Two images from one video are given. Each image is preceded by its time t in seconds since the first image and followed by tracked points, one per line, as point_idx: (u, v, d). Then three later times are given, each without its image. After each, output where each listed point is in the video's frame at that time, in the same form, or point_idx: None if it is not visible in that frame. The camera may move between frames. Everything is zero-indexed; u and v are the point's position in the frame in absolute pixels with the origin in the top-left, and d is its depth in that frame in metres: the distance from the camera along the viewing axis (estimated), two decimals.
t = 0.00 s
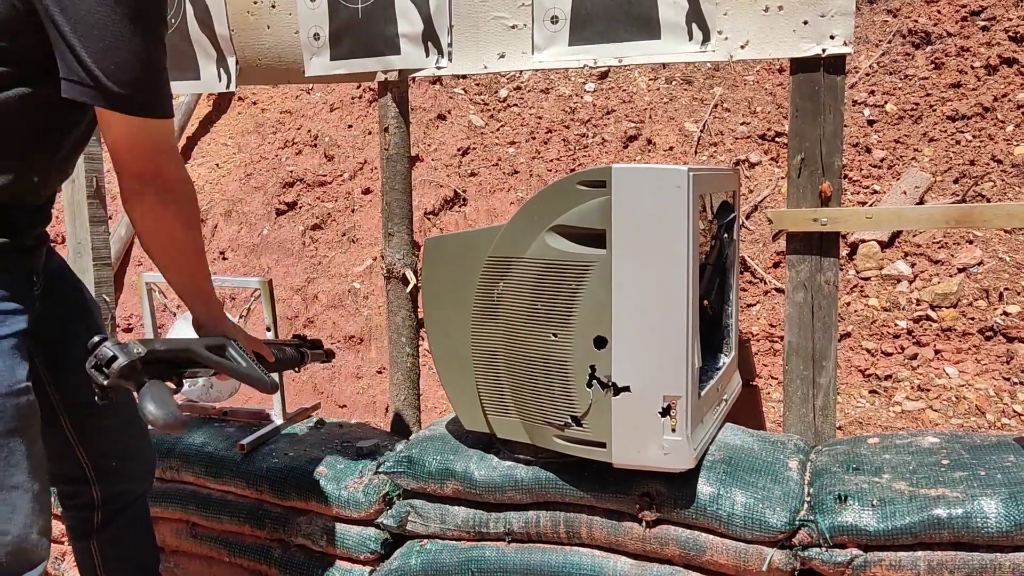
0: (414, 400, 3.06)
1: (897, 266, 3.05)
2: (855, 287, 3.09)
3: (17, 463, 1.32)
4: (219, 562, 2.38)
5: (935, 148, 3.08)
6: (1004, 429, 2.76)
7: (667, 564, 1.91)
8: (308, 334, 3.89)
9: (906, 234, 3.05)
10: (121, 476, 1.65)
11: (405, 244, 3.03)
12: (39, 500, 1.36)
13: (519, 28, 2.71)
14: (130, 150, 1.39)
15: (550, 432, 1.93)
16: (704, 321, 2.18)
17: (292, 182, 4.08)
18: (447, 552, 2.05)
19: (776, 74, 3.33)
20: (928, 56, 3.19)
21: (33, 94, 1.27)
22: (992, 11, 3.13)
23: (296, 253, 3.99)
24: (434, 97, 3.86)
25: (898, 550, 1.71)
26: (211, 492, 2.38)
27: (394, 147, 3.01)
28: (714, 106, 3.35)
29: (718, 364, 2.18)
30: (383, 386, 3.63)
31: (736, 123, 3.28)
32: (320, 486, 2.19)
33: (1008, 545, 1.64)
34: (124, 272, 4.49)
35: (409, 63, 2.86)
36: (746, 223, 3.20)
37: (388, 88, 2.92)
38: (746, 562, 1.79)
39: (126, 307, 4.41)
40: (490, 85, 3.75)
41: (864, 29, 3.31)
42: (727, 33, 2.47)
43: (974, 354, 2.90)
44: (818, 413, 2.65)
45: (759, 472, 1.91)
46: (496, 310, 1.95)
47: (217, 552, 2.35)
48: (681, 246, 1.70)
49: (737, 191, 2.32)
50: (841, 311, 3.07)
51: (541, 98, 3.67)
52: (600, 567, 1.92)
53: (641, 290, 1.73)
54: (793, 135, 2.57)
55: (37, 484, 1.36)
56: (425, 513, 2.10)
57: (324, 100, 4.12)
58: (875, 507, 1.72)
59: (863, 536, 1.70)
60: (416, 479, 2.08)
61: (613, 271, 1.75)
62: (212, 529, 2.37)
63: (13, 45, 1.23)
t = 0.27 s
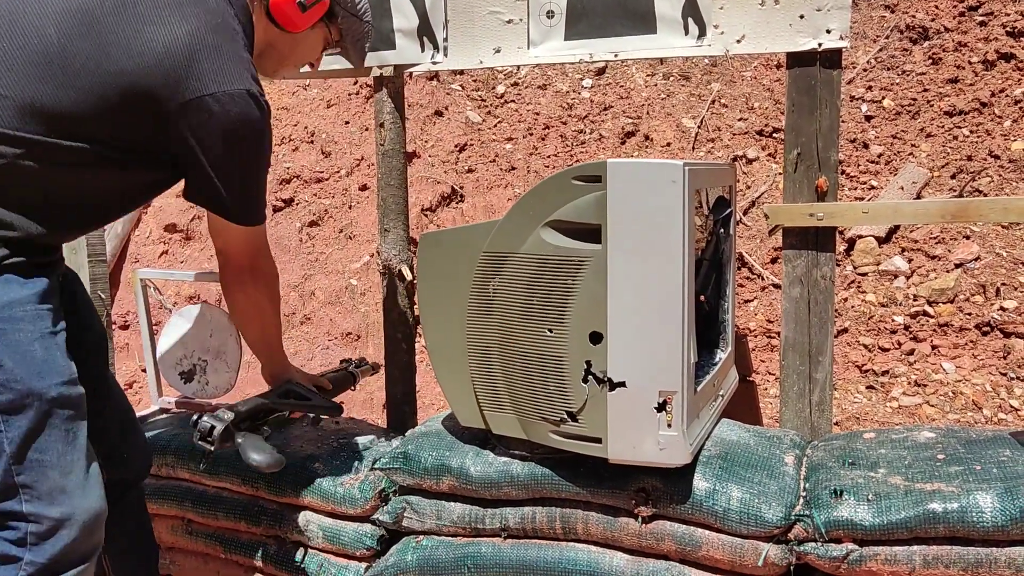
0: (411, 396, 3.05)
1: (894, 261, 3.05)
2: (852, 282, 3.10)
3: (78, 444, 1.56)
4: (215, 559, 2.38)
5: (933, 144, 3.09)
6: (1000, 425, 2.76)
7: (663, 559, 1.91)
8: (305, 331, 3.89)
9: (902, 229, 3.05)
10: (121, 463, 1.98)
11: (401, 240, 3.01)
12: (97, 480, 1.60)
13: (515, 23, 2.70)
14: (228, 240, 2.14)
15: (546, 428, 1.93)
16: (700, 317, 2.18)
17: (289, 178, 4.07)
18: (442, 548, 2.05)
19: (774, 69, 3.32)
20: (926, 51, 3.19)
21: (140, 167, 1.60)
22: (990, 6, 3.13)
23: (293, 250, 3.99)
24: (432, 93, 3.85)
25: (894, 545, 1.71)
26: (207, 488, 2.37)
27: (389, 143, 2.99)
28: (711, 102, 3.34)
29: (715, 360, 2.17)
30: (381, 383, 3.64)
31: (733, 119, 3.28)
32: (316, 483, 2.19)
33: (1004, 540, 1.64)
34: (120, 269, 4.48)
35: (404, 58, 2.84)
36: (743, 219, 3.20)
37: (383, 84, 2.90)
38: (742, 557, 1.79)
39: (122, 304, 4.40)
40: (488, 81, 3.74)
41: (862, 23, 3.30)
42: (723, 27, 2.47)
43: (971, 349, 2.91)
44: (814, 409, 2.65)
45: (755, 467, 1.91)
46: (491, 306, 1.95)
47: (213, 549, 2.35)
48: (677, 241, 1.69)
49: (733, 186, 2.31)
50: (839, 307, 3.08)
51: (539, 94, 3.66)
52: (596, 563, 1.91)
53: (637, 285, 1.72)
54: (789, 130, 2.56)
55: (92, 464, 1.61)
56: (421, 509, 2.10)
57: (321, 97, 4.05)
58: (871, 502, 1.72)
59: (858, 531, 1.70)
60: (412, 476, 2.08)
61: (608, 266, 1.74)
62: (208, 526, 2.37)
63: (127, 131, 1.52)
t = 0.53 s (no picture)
0: (409, 392, 3.04)
1: (893, 258, 3.04)
2: (851, 279, 3.09)
3: (104, 440, 1.68)
4: (214, 556, 2.38)
5: (932, 141, 3.15)
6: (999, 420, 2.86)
7: (662, 556, 1.91)
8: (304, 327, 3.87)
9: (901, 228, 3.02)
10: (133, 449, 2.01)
11: (400, 236, 3.00)
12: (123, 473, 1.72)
13: (513, 19, 2.69)
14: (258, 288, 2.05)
15: (544, 424, 1.93)
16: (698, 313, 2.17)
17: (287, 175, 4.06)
18: (441, 545, 2.05)
19: (773, 66, 3.28)
20: (926, 48, 3.17)
21: (175, 211, 1.75)
22: (989, 4, 3.10)
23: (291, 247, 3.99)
24: (430, 89, 3.83)
25: (893, 542, 1.70)
26: (205, 485, 2.37)
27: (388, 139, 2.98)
28: (711, 99, 3.31)
29: (713, 356, 2.17)
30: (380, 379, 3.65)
31: (732, 115, 3.27)
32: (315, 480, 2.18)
33: (1002, 536, 1.64)
34: (117, 265, 4.47)
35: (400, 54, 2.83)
36: (743, 216, 3.21)
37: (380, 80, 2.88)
38: (740, 554, 1.79)
39: (120, 300, 4.39)
40: (487, 78, 3.69)
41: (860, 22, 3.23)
42: (721, 23, 2.46)
43: (970, 346, 2.96)
44: (812, 406, 2.65)
45: (754, 464, 1.90)
46: (489, 302, 1.94)
47: (211, 546, 2.35)
48: (675, 238, 1.69)
49: (732, 183, 2.31)
50: (837, 305, 3.09)
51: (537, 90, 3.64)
52: (594, 561, 1.91)
53: (635, 282, 1.72)
54: (788, 126, 2.56)
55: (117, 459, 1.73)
56: (420, 506, 2.10)
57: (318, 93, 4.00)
58: (870, 499, 1.72)
59: (857, 528, 1.69)
60: (410, 473, 2.08)
61: (606, 263, 1.74)
62: (206, 523, 2.37)
63: (163, 180, 1.65)
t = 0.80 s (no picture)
0: (410, 389, 3.04)
1: (894, 253, 3.21)
2: (852, 275, 3.26)
3: (92, 434, 1.64)
4: (214, 552, 2.38)
5: (933, 137, 3.30)
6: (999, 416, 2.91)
7: (662, 553, 1.91)
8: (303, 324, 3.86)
9: (902, 223, 3.21)
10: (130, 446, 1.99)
11: (400, 232, 3.00)
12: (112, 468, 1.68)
13: (513, 14, 2.69)
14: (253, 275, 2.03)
15: (544, 420, 1.92)
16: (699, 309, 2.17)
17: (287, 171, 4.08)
18: (441, 541, 2.05)
19: (773, 62, 3.34)
20: (927, 43, 3.39)
21: (165, 200, 1.72)
22: None
23: (291, 244, 3.99)
24: (430, 85, 3.86)
25: (893, 538, 1.70)
26: (205, 482, 2.37)
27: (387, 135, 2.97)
28: (711, 95, 3.38)
29: (714, 352, 2.16)
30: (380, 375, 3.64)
31: (733, 111, 3.31)
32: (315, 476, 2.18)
33: (1004, 532, 1.64)
34: (117, 262, 4.47)
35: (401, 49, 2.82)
36: (743, 212, 3.25)
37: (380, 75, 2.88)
38: (741, 551, 1.78)
39: (120, 297, 4.40)
40: (486, 74, 3.75)
41: (864, 17, 3.49)
42: (722, 18, 2.45)
43: (970, 342, 3.06)
44: (813, 402, 2.64)
45: (754, 460, 1.90)
46: (489, 298, 1.94)
47: (211, 542, 2.35)
48: (676, 233, 1.69)
49: (733, 179, 2.30)
50: (840, 300, 3.23)
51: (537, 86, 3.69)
52: (595, 557, 1.91)
53: (635, 278, 1.72)
54: (788, 121, 2.55)
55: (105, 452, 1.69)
56: (420, 503, 2.10)
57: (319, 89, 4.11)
58: (870, 495, 1.72)
59: (858, 524, 1.69)
60: (410, 469, 2.07)
61: (607, 258, 1.73)
62: (206, 519, 2.36)
63: (155, 169, 1.63)
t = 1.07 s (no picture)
0: (411, 385, 3.04)
1: (895, 250, 3.28)
2: (853, 271, 3.32)
3: (42, 438, 1.48)
4: (216, 548, 2.38)
5: (934, 132, 3.35)
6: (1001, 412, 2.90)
7: (664, 548, 1.91)
8: (305, 320, 3.85)
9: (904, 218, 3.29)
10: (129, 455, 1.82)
11: (400, 229, 2.99)
12: (59, 475, 1.52)
13: (514, 10, 2.68)
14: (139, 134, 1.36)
15: (546, 416, 1.92)
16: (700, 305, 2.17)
17: (288, 168, 4.09)
18: (443, 538, 2.05)
19: (773, 58, 3.48)
20: (927, 38, 3.51)
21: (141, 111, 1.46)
22: None
23: (292, 240, 4.00)
24: (429, 82, 3.89)
25: (896, 534, 1.70)
26: (207, 478, 2.37)
27: (387, 132, 2.97)
28: (711, 91, 3.48)
29: (716, 348, 2.16)
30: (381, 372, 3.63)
31: (733, 107, 3.40)
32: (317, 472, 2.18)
33: (1007, 528, 1.64)
34: (118, 260, 4.48)
35: (403, 45, 2.82)
36: (744, 207, 3.28)
37: (382, 71, 2.88)
38: (743, 546, 1.78)
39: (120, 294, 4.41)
40: (486, 70, 3.82)
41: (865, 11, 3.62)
42: (724, 13, 2.44)
43: (972, 338, 3.09)
44: (815, 397, 2.64)
45: (756, 455, 1.90)
46: (491, 294, 1.94)
47: (213, 539, 2.34)
48: (677, 229, 1.68)
49: (734, 174, 2.30)
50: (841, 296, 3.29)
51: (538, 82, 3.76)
52: (596, 553, 1.91)
53: (637, 273, 1.71)
54: (790, 117, 2.54)
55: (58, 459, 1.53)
56: (421, 499, 2.10)
57: (320, 85, 4.16)
58: (873, 490, 1.71)
59: (860, 520, 1.69)
60: (412, 465, 2.07)
61: (608, 254, 1.73)
62: (207, 516, 2.36)
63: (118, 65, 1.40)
